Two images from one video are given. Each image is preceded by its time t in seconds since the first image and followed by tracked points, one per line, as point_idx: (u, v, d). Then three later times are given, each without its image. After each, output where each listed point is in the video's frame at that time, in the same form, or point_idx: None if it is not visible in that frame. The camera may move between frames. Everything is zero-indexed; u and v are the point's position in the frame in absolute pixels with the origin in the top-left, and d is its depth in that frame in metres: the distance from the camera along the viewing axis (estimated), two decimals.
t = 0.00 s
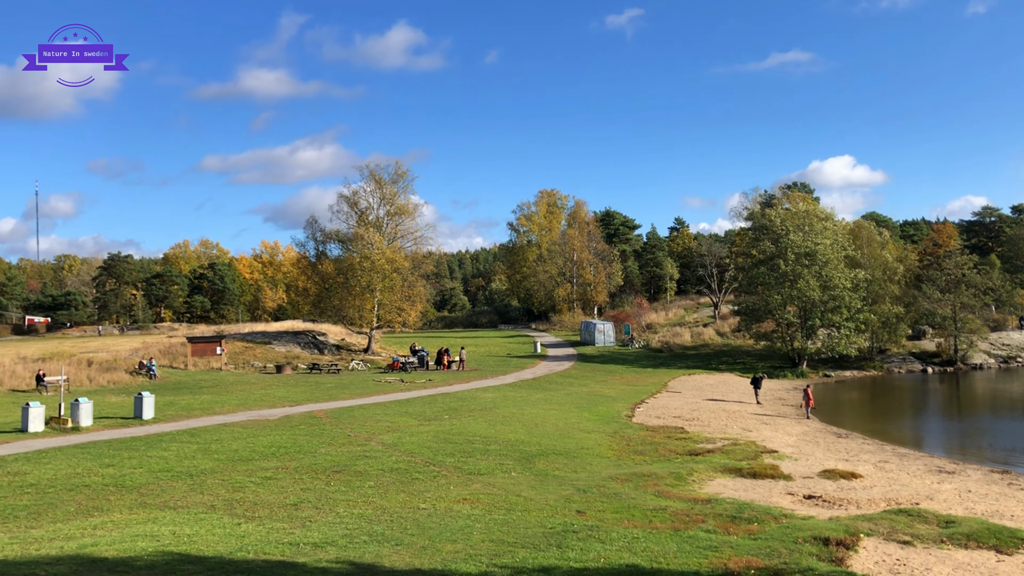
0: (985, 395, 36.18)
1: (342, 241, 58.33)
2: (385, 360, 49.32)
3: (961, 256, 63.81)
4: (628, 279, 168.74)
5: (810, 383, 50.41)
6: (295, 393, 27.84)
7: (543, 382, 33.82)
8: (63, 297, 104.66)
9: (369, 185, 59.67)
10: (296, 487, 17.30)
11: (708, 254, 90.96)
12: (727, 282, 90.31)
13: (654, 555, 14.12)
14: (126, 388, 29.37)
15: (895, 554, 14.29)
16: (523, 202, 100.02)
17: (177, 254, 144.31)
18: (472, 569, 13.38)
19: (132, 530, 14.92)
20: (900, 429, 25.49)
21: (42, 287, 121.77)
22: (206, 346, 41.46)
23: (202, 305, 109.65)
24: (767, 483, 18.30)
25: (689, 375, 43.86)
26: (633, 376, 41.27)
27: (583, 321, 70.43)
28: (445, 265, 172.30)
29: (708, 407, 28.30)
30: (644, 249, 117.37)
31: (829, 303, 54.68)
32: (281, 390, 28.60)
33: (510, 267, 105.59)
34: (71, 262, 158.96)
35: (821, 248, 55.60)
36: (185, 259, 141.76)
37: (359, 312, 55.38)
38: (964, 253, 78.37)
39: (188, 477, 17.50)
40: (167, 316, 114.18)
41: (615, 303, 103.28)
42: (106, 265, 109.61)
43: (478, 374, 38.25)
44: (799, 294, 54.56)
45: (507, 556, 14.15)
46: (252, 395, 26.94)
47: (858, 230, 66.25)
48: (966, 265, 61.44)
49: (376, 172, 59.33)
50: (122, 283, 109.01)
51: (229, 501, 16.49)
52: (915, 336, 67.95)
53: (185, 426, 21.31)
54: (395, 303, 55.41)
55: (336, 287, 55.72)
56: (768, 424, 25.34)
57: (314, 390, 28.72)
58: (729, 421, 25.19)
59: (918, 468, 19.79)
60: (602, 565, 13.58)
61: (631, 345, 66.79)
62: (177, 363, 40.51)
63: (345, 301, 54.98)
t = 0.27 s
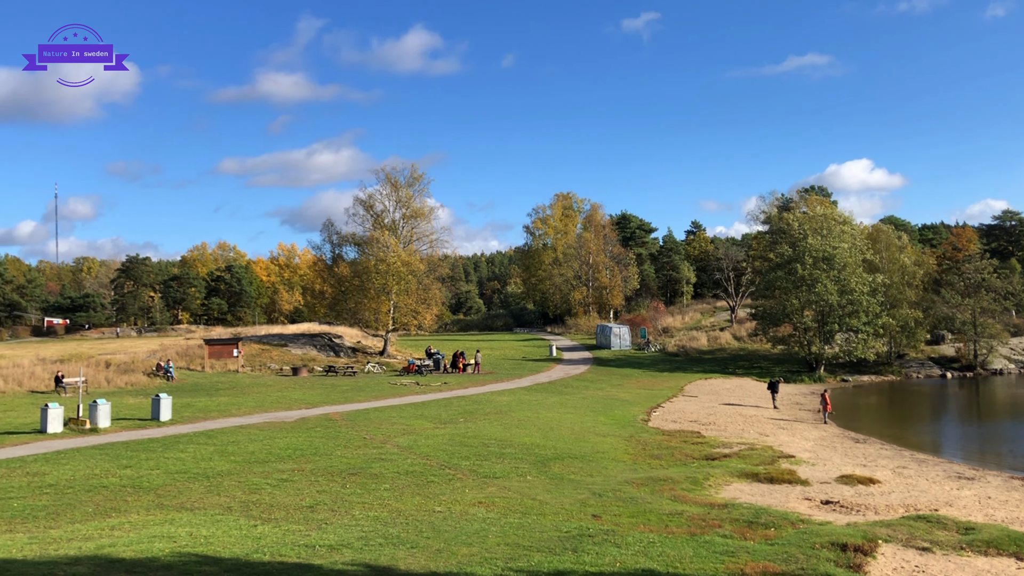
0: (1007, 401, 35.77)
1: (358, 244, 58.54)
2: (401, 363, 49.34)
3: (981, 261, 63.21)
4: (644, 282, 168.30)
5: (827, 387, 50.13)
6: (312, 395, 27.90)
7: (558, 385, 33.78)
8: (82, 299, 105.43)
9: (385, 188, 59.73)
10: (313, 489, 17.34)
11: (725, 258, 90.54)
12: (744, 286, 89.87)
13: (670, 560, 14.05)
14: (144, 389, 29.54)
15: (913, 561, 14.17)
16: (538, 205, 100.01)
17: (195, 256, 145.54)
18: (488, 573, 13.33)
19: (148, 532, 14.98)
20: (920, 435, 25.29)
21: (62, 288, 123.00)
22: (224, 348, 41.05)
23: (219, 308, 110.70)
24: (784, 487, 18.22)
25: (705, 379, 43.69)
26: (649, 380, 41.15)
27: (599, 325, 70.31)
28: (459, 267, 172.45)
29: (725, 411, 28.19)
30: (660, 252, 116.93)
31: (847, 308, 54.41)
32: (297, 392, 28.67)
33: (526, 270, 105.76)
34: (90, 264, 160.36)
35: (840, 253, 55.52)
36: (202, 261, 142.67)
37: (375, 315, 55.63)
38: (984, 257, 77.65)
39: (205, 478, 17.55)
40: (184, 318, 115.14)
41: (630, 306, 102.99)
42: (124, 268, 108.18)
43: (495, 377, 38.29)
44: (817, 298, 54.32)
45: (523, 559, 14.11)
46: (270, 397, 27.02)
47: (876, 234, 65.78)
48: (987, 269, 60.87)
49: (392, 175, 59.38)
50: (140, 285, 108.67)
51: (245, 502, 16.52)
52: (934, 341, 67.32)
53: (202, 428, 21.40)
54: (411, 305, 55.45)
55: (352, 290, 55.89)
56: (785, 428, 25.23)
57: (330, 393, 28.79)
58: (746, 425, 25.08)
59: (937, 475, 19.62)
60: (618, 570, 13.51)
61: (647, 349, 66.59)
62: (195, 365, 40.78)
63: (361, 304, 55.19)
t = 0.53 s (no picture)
0: None
1: (373, 245, 58.66)
2: (416, 363, 49.43)
3: (1000, 263, 62.64)
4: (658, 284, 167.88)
5: (843, 390, 49.89)
6: (327, 396, 27.96)
7: (573, 387, 33.72)
8: (99, 299, 106.08)
9: (400, 189, 59.85)
10: (328, 489, 17.38)
11: (740, 259, 90.18)
12: (759, 287, 89.51)
13: (684, 562, 13.99)
14: (159, 389, 29.67)
15: (929, 565, 14.06)
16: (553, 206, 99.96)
17: (211, 257, 146.40)
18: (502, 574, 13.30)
19: (163, 530, 15.04)
20: (937, 438, 25.15)
21: (80, 288, 124.09)
22: (239, 348, 42.06)
23: (235, 308, 111.28)
24: (800, 490, 18.13)
25: (720, 381, 43.53)
26: (663, 382, 41.05)
27: (613, 326, 70.22)
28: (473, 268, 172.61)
29: (740, 413, 28.08)
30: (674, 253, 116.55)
31: (864, 309, 54.13)
32: (313, 393, 28.74)
33: (540, 271, 105.93)
34: (107, 265, 161.43)
35: (856, 254, 55.17)
36: (218, 262, 143.53)
37: (388, 315, 55.59)
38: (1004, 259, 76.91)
39: (220, 478, 17.62)
40: (200, 318, 115.79)
41: (644, 307, 102.76)
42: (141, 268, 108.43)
43: (508, 378, 38.20)
44: (833, 300, 54.14)
45: (537, 561, 14.09)
46: (285, 397, 27.12)
47: (894, 236, 65.42)
48: (1005, 271, 60.34)
49: (406, 176, 59.44)
50: (157, 286, 109.01)
51: (260, 502, 16.57)
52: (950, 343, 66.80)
53: (218, 428, 21.47)
54: (425, 306, 55.49)
55: (366, 290, 55.98)
56: (802, 431, 25.10)
57: (345, 393, 28.85)
58: (761, 427, 24.98)
59: (954, 478, 19.48)
60: (633, 572, 13.46)
61: (662, 350, 66.52)
62: (211, 365, 41.00)
63: (375, 305, 55.40)
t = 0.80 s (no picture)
0: None
1: (388, 244, 58.80)
2: (430, 362, 49.53)
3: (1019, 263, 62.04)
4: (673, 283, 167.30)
5: (860, 390, 49.70)
6: (342, 394, 28.03)
7: (587, 386, 33.71)
8: (117, 297, 106.84)
9: (414, 188, 59.92)
10: (343, 487, 17.41)
11: (756, 258, 89.80)
12: (775, 287, 89.13)
13: (699, 563, 13.94)
14: (176, 386, 29.82)
15: (947, 567, 13.96)
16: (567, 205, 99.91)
17: (227, 256, 147.21)
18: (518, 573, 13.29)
19: (179, 528, 15.10)
20: (955, 438, 24.99)
21: (98, 286, 125.30)
22: (255, 346, 42.24)
23: (251, 306, 111.82)
24: (816, 491, 18.05)
25: (735, 381, 43.38)
26: (679, 381, 40.97)
27: (628, 325, 70.14)
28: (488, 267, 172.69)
29: (756, 413, 27.99)
30: (690, 253, 116.11)
31: (880, 309, 54.08)
32: (328, 391, 28.81)
33: (555, 270, 105.97)
34: (124, 263, 162.59)
35: (873, 254, 54.92)
36: (234, 261, 144.37)
37: (404, 314, 56.44)
38: None
39: (236, 475, 17.69)
40: (216, 317, 116.43)
41: (659, 308, 102.30)
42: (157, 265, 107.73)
43: (523, 377, 38.21)
44: (850, 301, 53.92)
45: (551, 560, 14.06)
46: (301, 395, 27.20)
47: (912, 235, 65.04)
48: None
49: (421, 175, 59.55)
50: (174, 284, 109.66)
51: (276, 500, 16.63)
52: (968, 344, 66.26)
53: (234, 426, 21.56)
54: (440, 305, 55.60)
55: (381, 289, 56.13)
56: (818, 431, 25.00)
57: (360, 391, 28.90)
58: (777, 428, 24.89)
59: (972, 480, 19.33)
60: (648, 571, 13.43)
61: (677, 350, 66.44)
62: (227, 363, 41.04)
63: (390, 304, 55.57)
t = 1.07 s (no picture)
0: None
1: (401, 243, 58.90)
2: (443, 362, 49.58)
3: None
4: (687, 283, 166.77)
5: (875, 390, 49.51)
6: (355, 393, 28.06)
7: (600, 386, 33.68)
8: (131, 296, 107.47)
9: (427, 187, 59.96)
10: (356, 486, 17.41)
11: (771, 258, 89.29)
12: (790, 286, 88.76)
13: (712, 563, 13.88)
14: (189, 385, 29.89)
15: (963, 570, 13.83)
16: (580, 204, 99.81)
17: (241, 255, 147.75)
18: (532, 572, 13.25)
19: (191, 527, 15.11)
20: (970, 439, 24.86)
21: (114, 286, 126.19)
22: (268, 346, 42.46)
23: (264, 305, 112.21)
24: (830, 492, 17.94)
25: (748, 381, 43.21)
26: (692, 381, 40.85)
27: (641, 325, 70.04)
28: (500, 267, 172.53)
29: (770, 413, 27.84)
30: (703, 253, 115.87)
31: (895, 309, 53.86)
32: (341, 390, 28.86)
33: (567, 269, 106.03)
34: (139, 263, 163.62)
35: (888, 254, 54.67)
36: (247, 260, 145.02)
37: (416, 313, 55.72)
38: None
39: (249, 474, 17.72)
40: (230, 316, 116.94)
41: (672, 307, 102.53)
42: (172, 266, 110.87)
43: (536, 377, 38.17)
44: (865, 300, 53.71)
45: (565, 560, 14.02)
46: (315, 395, 27.24)
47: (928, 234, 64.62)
48: None
49: (434, 175, 59.54)
50: (188, 283, 110.25)
51: (289, 499, 16.64)
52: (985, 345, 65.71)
53: (247, 425, 21.64)
54: (452, 305, 55.63)
55: (394, 289, 56.28)
56: (831, 432, 24.85)
57: (373, 391, 28.93)
58: (790, 428, 24.78)
59: (987, 481, 19.19)
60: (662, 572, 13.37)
61: (691, 349, 66.34)
62: (241, 362, 41.11)
63: (403, 304, 55.69)
